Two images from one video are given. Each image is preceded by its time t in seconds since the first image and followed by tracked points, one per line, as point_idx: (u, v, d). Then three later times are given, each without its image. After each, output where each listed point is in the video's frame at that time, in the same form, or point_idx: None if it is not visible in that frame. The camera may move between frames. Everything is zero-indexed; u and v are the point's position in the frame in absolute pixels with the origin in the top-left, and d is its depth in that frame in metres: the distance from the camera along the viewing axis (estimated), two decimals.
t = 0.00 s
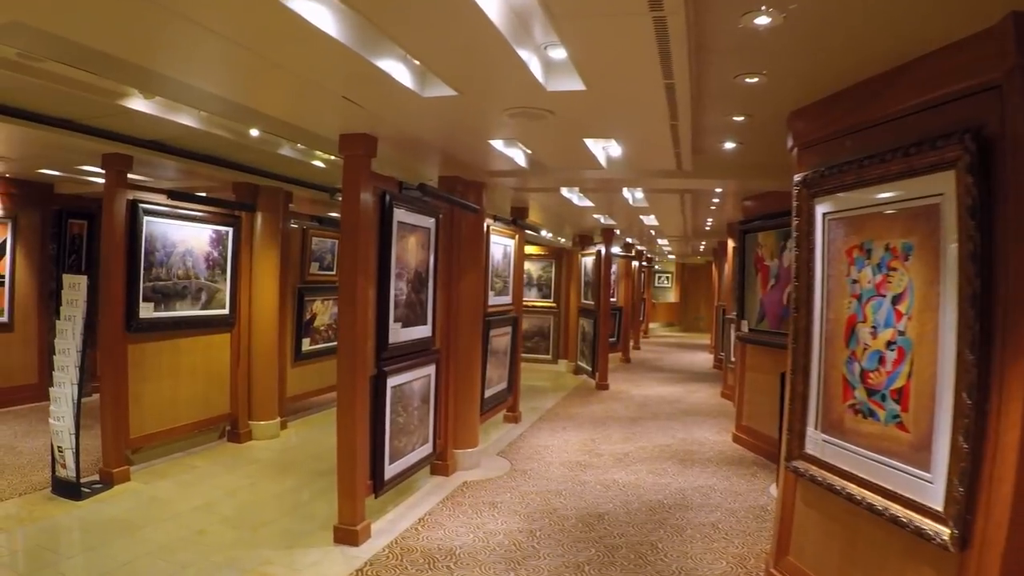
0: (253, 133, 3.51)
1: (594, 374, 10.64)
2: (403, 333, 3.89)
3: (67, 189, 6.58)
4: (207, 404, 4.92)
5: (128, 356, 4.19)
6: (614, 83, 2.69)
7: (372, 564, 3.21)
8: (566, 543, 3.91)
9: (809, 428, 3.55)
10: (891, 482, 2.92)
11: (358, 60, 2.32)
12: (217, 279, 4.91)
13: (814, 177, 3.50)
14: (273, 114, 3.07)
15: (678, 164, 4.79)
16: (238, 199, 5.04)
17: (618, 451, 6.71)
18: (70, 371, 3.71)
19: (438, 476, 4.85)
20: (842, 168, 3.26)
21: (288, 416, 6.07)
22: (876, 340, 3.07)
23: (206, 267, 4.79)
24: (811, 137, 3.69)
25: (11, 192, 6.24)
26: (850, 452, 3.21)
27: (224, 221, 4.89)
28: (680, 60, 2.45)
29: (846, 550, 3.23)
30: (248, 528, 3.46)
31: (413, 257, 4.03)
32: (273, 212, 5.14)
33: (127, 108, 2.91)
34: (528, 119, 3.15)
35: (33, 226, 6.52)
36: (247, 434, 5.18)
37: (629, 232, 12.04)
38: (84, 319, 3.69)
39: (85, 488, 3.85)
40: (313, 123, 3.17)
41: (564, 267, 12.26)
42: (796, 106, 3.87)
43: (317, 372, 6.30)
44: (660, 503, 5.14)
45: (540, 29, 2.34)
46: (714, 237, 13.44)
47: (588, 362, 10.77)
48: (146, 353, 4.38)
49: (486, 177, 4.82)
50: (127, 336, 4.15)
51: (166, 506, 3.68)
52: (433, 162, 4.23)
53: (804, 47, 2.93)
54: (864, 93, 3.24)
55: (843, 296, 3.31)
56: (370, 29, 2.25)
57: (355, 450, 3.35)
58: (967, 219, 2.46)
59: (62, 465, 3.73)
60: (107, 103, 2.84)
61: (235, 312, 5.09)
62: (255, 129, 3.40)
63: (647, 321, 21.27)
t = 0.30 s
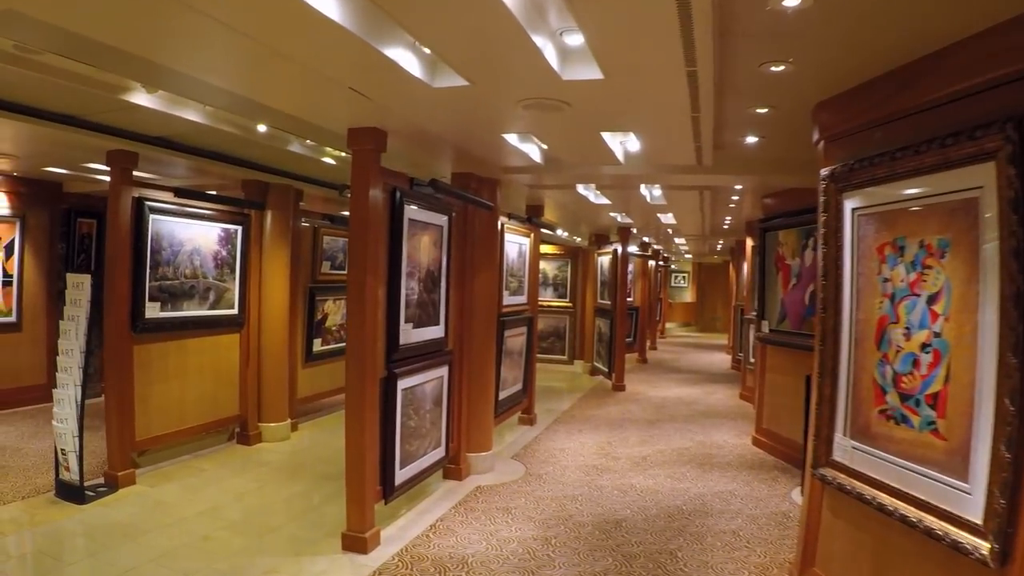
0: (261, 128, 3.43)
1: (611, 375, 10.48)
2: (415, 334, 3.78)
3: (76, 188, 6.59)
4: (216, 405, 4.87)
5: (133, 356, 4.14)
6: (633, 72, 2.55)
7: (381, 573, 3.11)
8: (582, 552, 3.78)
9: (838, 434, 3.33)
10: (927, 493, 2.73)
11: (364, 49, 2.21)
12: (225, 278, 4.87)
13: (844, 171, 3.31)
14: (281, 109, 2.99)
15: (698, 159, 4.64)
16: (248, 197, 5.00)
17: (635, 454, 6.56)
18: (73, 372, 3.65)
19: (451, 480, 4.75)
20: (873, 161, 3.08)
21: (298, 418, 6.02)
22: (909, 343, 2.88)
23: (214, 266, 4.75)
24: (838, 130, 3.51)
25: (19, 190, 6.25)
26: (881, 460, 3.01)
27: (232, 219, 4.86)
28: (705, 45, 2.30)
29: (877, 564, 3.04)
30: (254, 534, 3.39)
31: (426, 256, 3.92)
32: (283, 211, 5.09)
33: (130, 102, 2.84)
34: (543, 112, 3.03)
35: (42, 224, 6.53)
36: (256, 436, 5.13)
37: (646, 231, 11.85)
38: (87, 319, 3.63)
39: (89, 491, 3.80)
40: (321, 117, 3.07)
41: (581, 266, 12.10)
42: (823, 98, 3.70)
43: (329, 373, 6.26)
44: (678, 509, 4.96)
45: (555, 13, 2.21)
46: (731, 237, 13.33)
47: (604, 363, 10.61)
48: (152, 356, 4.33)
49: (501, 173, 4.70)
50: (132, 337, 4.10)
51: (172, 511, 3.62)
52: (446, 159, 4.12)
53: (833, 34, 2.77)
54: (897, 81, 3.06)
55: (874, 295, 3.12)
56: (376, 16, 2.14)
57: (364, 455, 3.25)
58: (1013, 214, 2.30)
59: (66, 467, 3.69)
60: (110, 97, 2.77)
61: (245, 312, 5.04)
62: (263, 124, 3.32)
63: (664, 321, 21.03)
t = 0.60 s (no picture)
0: (271, 124, 3.35)
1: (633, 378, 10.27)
2: (430, 336, 3.66)
3: (90, 187, 6.50)
4: (228, 407, 4.82)
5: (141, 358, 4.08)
6: (658, 60, 2.40)
7: None
8: (603, 565, 3.61)
9: (873, 443, 3.07)
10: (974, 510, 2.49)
11: (371, 36, 2.09)
12: (237, 278, 4.83)
13: (882, 164, 3.05)
14: (290, 103, 2.90)
15: (724, 156, 4.46)
16: (261, 196, 4.97)
17: (657, 459, 6.37)
18: (80, 376, 3.61)
19: (467, 487, 4.62)
20: (912, 153, 2.84)
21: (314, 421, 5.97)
22: (954, 347, 2.64)
23: (225, 266, 4.71)
24: (870, 123, 3.29)
25: (31, 191, 6.16)
26: (923, 473, 2.76)
27: (245, 219, 4.82)
28: (735, 31, 2.14)
29: None
30: (262, 544, 3.29)
31: (442, 256, 3.80)
32: (298, 212, 5.05)
33: (135, 97, 2.77)
34: (561, 103, 2.89)
35: (55, 224, 6.45)
36: (269, 440, 5.08)
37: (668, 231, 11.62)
38: (93, 321, 3.59)
39: (96, 496, 3.75)
40: (331, 112, 2.97)
41: (602, 266, 11.90)
42: (858, 88, 3.49)
43: (345, 375, 6.21)
44: (702, 519, 4.73)
45: None
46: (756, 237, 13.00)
47: (626, 365, 10.40)
48: (161, 358, 4.28)
49: (520, 170, 4.56)
50: (141, 338, 4.05)
51: (180, 518, 3.54)
52: (462, 155, 3.99)
53: (870, 16, 2.57)
54: (941, 66, 2.84)
55: (914, 296, 2.86)
56: None
57: (375, 462, 3.14)
58: None
59: (72, 472, 3.64)
60: (113, 92, 2.69)
61: (258, 313, 5.00)
62: (273, 119, 3.24)
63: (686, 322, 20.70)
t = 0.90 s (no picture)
0: (285, 120, 3.29)
1: (657, 380, 10.08)
2: (449, 338, 3.55)
3: (106, 187, 6.53)
4: (244, 409, 4.79)
5: (153, 360, 4.05)
6: (687, 46, 2.26)
7: None
8: None
9: (913, 451, 2.85)
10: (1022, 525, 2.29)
11: (387, 21, 1.98)
12: (253, 278, 4.80)
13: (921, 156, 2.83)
14: (302, 98, 2.83)
15: (754, 152, 4.29)
16: (278, 194, 4.94)
17: (682, 464, 6.19)
18: (90, 378, 3.60)
19: (488, 492, 4.51)
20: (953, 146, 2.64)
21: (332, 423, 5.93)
22: (1001, 351, 2.43)
23: (241, 266, 4.68)
24: (905, 115, 3.09)
25: (47, 190, 6.20)
26: (967, 484, 2.56)
27: (260, 218, 4.78)
28: (770, 14, 1.98)
29: None
30: (275, 551, 3.22)
31: (461, 255, 3.69)
32: (314, 209, 5.05)
33: (144, 92, 2.72)
34: (585, 94, 2.77)
35: (71, 224, 6.49)
36: (285, 443, 5.06)
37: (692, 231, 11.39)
38: (105, 322, 3.58)
39: (106, 501, 3.73)
40: (345, 106, 2.88)
41: (626, 267, 11.72)
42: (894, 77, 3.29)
43: (364, 377, 6.15)
44: (729, 527, 4.52)
45: None
46: (782, 236, 12.69)
47: (650, 367, 10.21)
48: (173, 360, 4.24)
49: (542, 167, 4.44)
50: (153, 340, 4.01)
51: (192, 523, 3.49)
52: (482, 151, 3.87)
53: None
54: (987, 50, 2.63)
55: (957, 296, 2.65)
56: None
57: (392, 468, 3.04)
58: None
59: (82, 476, 3.61)
60: (121, 87, 2.65)
61: (274, 314, 4.98)
62: (288, 115, 3.19)
63: (710, 324, 20.36)
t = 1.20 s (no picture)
0: (302, 114, 3.23)
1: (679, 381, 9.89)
2: (470, 339, 3.44)
3: (120, 185, 6.53)
4: (260, 409, 4.75)
5: (167, 360, 4.00)
6: (722, 30, 2.12)
7: None
8: None
9: (956, 458, 2.67)
10: None
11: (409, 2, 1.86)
12: (269, 277, 4.75)
13: (965, 146, 2.64)
14: (319, 89, 2.76)
15: (785, 147, 4.12)
16: (295, 191, 4.89)
17: (708, 467, 6.02)
18: (102, 377, 3.56)
19: (509, 496, 4.40)
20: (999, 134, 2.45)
21: (350, 424, 5.87)
22: None
23: (257, 264, 4.64)
24: (945, 105, 2.90)
25: (62, 189, 6.24)
26: (1016, 494, 2.37)
27: (276, 215, 4.74)
28: None
29: None
30: (289, 556, 3.14)
31: (483, 253, 3.58)
32: (332, 206, 4.98)
33: (157, 85, 2.68)
34: (614, 83, 2.64)
35: (86, 223, 6.53)
36: (303, 445, 5.02)
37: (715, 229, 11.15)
38: (116, 321, 3.54)
39: (119, 503, 3.68)
40: (362, 98, 2.80)
41: (648, 266, 11.53)
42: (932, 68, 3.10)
43: (383, 377, 6.08)
44: (758, 533, 4.35)
45: None
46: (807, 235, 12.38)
47: (672, 368, 10.03)
48: (187, 360, 4.19)
49: (565, 162, 4.31)
50: (166, 339, 3.97)
51: (205, 527, 3.43)
52: (504, 146, 3.76)
53: None
54: None
55: (1006, 293, 2.46)
56: None
57: (411, 473, 2.94)
58: None
59: (93, 478, 3.58)
60: (133, 80, 2.61)
61: (291, 313, 4.92)
62: (304, 109, 3.13)
63: (731, 324, 20.03)
